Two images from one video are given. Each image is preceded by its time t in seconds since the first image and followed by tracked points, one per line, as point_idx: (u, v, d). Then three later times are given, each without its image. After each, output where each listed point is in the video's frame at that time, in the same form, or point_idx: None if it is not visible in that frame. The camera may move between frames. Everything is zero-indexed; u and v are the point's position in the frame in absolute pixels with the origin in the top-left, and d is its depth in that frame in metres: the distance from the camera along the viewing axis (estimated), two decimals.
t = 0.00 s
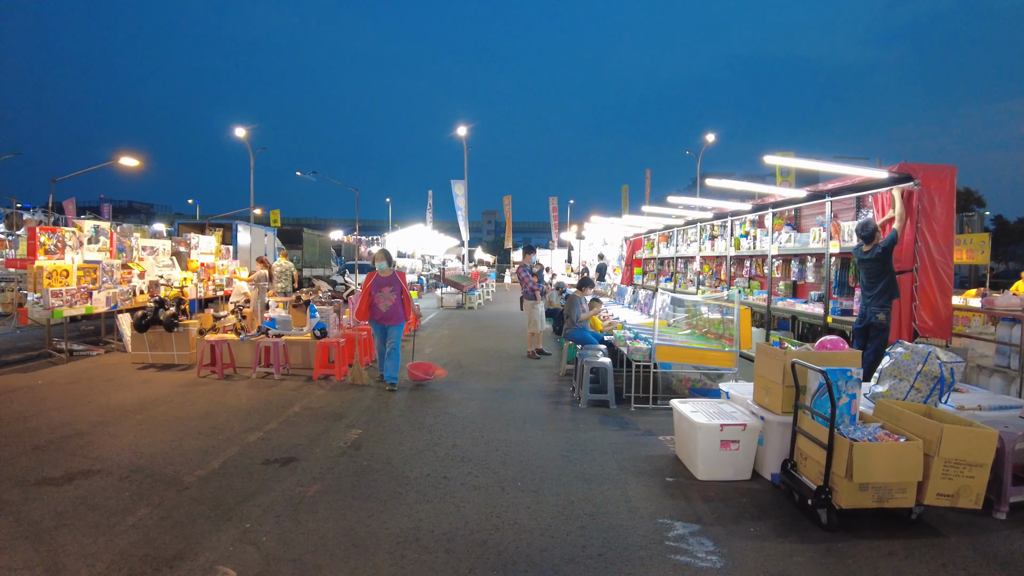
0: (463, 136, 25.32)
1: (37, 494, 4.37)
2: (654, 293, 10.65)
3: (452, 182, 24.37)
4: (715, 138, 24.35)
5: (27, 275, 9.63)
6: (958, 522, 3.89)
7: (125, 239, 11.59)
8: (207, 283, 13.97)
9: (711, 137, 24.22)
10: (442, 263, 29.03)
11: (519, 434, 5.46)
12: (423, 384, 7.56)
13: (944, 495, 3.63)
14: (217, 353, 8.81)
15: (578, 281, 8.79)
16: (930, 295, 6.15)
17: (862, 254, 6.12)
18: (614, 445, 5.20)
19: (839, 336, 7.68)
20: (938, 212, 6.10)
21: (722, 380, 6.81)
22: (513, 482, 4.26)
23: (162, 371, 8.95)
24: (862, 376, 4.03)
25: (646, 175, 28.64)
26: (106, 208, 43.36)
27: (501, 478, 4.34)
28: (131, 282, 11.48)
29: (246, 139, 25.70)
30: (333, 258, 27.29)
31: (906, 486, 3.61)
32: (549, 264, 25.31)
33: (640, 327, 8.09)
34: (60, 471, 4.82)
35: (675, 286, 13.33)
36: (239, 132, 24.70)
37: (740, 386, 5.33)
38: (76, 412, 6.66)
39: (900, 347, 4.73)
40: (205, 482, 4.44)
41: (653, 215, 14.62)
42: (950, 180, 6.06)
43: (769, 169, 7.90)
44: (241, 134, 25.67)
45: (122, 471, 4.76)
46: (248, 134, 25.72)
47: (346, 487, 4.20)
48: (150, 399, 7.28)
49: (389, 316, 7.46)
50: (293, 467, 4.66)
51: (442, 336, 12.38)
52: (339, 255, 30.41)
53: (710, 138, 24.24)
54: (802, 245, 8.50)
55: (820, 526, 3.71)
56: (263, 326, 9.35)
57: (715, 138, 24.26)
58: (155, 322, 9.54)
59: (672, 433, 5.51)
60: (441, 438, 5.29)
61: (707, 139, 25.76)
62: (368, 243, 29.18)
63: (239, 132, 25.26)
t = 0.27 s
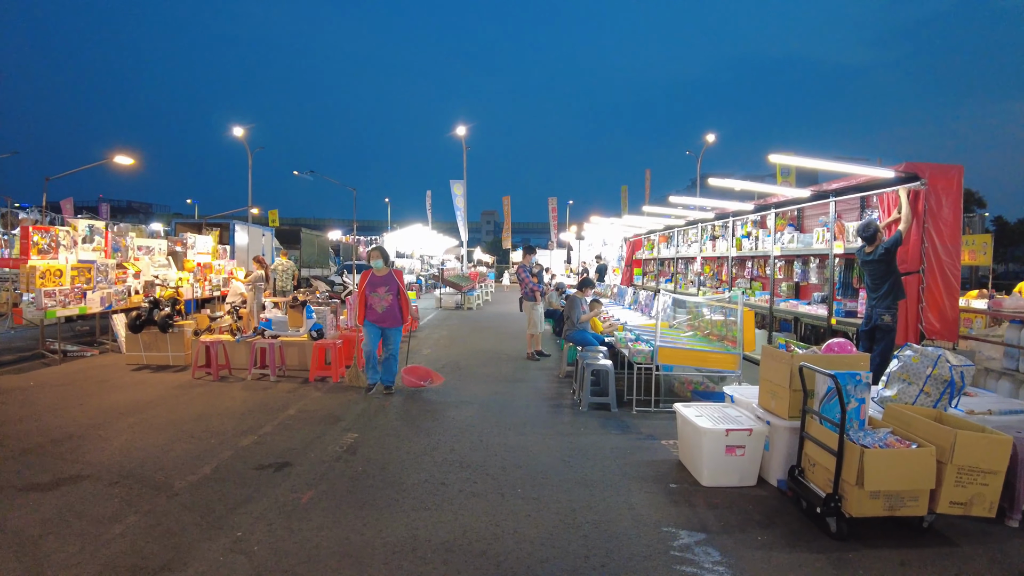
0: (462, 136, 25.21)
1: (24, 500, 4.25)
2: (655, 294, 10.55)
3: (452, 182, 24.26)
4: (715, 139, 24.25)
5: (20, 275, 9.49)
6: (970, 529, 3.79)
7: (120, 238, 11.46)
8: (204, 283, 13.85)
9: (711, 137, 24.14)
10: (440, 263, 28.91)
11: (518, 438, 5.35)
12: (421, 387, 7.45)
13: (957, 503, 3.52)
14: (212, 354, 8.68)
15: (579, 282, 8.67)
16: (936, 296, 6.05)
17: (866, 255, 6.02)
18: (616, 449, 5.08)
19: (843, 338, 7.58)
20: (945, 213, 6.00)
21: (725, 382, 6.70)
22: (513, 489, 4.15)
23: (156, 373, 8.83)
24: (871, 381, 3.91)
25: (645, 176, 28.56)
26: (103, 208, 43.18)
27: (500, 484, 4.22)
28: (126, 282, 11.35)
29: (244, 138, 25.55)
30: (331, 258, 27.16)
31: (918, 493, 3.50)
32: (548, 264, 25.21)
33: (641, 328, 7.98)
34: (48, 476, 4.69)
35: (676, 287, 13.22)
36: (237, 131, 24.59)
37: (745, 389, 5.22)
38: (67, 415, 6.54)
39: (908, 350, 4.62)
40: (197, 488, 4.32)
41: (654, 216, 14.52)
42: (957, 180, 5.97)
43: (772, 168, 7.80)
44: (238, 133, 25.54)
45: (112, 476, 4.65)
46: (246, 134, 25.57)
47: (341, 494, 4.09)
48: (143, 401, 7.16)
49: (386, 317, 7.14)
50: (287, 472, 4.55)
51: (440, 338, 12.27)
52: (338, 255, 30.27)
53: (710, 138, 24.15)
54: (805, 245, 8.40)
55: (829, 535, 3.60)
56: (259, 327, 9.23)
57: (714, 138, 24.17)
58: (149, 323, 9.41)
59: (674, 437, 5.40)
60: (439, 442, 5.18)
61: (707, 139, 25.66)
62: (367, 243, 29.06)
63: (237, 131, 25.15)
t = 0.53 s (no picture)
0: (460, 135, 25.05)
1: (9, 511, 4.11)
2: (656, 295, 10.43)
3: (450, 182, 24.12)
4: (715, 138, 24.14)
5: (11, 275, 9.32)
6: (987, 541, 3.68)
7: (114, 238, 11.29)
8: (199, 283, 13.67)
9: (711, 137, 24.03)
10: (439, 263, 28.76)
11: (520, 445, 5.22)
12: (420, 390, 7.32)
13: (975, 515, 3.40)
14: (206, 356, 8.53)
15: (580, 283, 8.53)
16: (946, 300, 5.93)
17: (873, 257, 5.90)
18: (620, 456, 4.95)
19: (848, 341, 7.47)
20: (955, 214, 5.89)
21: (730, 386, 6.57)
22: (515, 499, 4.02)
23: (149, 375, 8.67)
24: (885, 388, 3.79)
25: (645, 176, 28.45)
26: (98, 206, 42.92)
27: (502, 494, 4.09)
28: (120, 283, 11.19)
29: (241, 136, 25.34)
30: (328, 258, 26.99)
31: (936, 506, 3.38)
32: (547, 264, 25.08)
33: (643, 331, 7.85)
34: (34, 485, 4.55)
35: (676, 288, 13.10)
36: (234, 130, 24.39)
37: (752, 394, 5.09)
38: (58, 419, 6.39)
39: (921, 355, 4.49)
40: (188, 498, 4.19)
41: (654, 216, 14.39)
42: (967, 181, 5.85)
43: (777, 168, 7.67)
44: (235, 132, 25.34)
45: (101, 484, 4.51)
46: (243, 132, 25.37)
47: (338, 504, 3.96)
48: (136, 404, 7.02)
49: (378, 324, 6.55)
50: (282, 480, 4.42)
51: (439, 339, 12.13)
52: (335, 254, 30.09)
53: (710, 138, 24.04)
54: (809, 246, 8.28)
55: (842, 548, 3.49)
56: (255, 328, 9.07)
57: (714, 137, 23.99)
58: (143, 324, 9.25)
59: (680, 444, 5.27)
60: (438, 449, 5.05)
61: (707, 138, 25.57)
62: (364, 242, 28.89)
63: (234, 129, 24.94)
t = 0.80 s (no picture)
0: (459, 136, 24.96)
1: None
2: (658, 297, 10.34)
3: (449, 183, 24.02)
4: (714, 139, 24.09)
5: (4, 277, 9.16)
6: (1005, 552, 3.59)
7: (109, 239, 11.14)
8: (195, 285, 13.52)
9: (710, 138, 23.97)
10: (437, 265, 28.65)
11: (522, 451, 5.11)
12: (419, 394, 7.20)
13: (994, 526, 3.31)
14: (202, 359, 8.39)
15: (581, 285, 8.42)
16: (953, 302, 5.84)
17: (880, 259, 5.79)
18: (625, 463, 4.84)
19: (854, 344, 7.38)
20: (964, 216, 5.79)
21: (735, 391, 6.47)
22: (520, 509, 3.91)
23: (144, 379, 8.53)
24: (900, 394, 3.69)
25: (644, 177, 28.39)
26: (94, 206, 42.66)
27: (506, 504, 3.98)
28: (115, 284, 11.04)
29: (238, 137, 25.17)
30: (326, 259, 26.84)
31: (954, 516, 3.28)
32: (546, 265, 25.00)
33: (645, 334, 7.74)
34: (24, 493, 4.43)
35: (677, 290, 13.01)
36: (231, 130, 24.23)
37: (759, 399, 4.99)
38: (50, 424, 6.26)
39: (933, 360, 4.39)
40: (183, 507, 4.07)
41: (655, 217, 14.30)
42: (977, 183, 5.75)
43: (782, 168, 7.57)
44: (232, 132, 25.18)
45: (93, 493, 4.39)
46: (240, 132, 25.21)
47: (337, 514, 3.85)
48: (130, 409, 6.89)
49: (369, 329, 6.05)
50: (280, 488, 4.31)
51: (438, 341, 12.02)
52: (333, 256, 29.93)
53: (709, 139, 23.98)
54: (814, 248, 8.18)
55: (858, 559, 3.38)
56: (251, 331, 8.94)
57: (714, 138, 23.94)
58: (138, 327, 9.11)
59: (686, 450, 5.17)
60: (439, 456, 4.93)
61: (706, 139, 25.54)
62: (362, 244, 28.75)
63: (231, 130, 24.78)
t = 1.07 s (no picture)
0: (458, 137, 24.88)
1: None
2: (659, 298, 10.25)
3: (448, 184, 23.92)
4: (714, 140, 24.04)
5: None
6: (1019, 559, 3.49)
7: (105, 239, 11.03)
8: (193, 285, 13.41)
9: (709, 139, 23.90)
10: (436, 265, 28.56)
11: (522, 455, 5.01)
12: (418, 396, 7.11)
13: (1010, 533, 3.21)
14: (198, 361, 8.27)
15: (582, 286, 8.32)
16: (961, 303, 5.76)
17: (886, 259, 5.69)
18: (629, 467, 4.74)
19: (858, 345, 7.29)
20: (972, 216, 5.71)
21: (739, 393, 6.37)
22: (521, 515, 3.80)
23: (139, 380, 8.43)
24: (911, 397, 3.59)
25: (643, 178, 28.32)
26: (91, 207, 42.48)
27: (507, 509, 3.88)
28: (110, 285, 10.93)
29: (236, 137, 25.05)
30: (325, 261, 26.72)
31: (968, 523, 3.19)
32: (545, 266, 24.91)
33: (647, 335, 7.65)
34: (13, 498, 4.32)
35: (678, 291, 12.93)
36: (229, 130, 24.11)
37: (765, 402, 4.89)
38: (42, 427, 6.15)
39: (943, 361, 4.30)
40: (175, 513, 3.96)
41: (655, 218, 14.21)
42: (984, 182, 5.67)
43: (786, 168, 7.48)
44: (231, 132, 25.07)
45: (84, 498, 4.28)
46: (238, 133, 25.10)
47: (334, 520, 3.74)
48: (124, 411, 6.79)
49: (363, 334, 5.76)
50: (275, 494, 4.21)
51: (437, 343, 11.92)
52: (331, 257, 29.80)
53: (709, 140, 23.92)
54: (817, 248, 8.10)
55: (869, 567, 3.29)
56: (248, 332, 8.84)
57: (713, 139, 23.89)
58: (133, 328, 9.00)
59: (690, 454, 5.07)
60: (438, 460, 4.83)
61: (706, 140, 25.48)
62: (361, 244, 28.63)
63: (229, 130, 24.66)
